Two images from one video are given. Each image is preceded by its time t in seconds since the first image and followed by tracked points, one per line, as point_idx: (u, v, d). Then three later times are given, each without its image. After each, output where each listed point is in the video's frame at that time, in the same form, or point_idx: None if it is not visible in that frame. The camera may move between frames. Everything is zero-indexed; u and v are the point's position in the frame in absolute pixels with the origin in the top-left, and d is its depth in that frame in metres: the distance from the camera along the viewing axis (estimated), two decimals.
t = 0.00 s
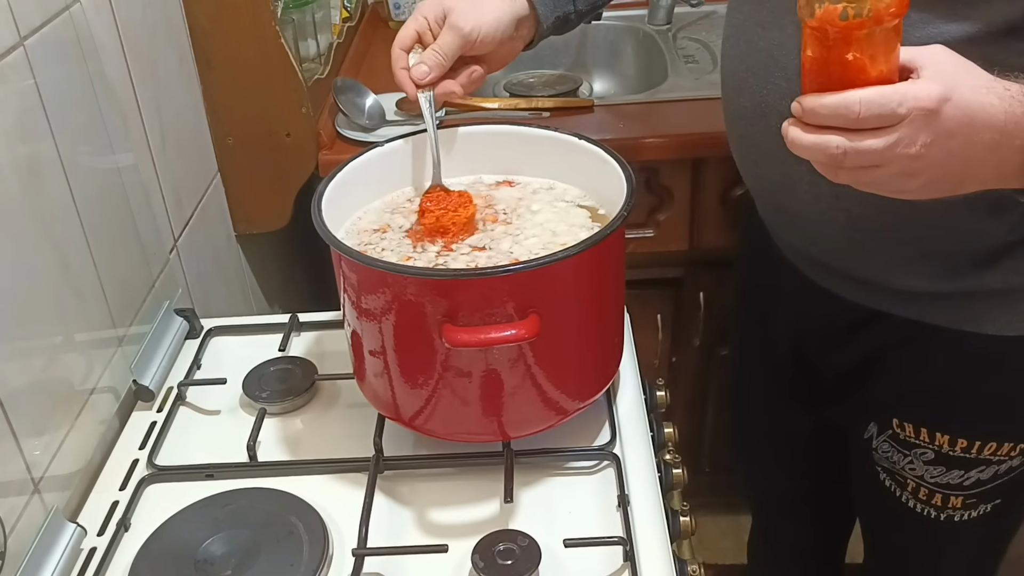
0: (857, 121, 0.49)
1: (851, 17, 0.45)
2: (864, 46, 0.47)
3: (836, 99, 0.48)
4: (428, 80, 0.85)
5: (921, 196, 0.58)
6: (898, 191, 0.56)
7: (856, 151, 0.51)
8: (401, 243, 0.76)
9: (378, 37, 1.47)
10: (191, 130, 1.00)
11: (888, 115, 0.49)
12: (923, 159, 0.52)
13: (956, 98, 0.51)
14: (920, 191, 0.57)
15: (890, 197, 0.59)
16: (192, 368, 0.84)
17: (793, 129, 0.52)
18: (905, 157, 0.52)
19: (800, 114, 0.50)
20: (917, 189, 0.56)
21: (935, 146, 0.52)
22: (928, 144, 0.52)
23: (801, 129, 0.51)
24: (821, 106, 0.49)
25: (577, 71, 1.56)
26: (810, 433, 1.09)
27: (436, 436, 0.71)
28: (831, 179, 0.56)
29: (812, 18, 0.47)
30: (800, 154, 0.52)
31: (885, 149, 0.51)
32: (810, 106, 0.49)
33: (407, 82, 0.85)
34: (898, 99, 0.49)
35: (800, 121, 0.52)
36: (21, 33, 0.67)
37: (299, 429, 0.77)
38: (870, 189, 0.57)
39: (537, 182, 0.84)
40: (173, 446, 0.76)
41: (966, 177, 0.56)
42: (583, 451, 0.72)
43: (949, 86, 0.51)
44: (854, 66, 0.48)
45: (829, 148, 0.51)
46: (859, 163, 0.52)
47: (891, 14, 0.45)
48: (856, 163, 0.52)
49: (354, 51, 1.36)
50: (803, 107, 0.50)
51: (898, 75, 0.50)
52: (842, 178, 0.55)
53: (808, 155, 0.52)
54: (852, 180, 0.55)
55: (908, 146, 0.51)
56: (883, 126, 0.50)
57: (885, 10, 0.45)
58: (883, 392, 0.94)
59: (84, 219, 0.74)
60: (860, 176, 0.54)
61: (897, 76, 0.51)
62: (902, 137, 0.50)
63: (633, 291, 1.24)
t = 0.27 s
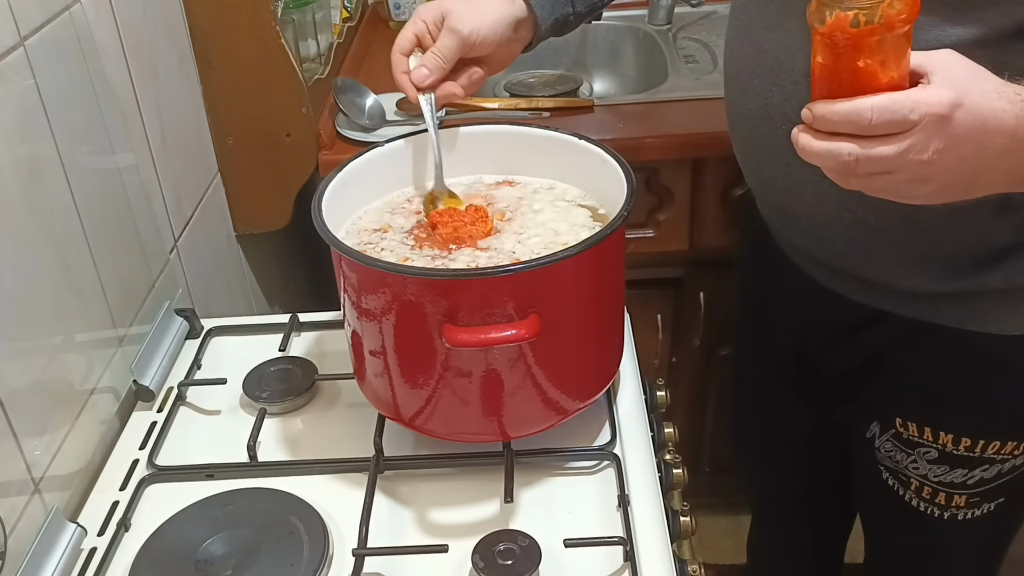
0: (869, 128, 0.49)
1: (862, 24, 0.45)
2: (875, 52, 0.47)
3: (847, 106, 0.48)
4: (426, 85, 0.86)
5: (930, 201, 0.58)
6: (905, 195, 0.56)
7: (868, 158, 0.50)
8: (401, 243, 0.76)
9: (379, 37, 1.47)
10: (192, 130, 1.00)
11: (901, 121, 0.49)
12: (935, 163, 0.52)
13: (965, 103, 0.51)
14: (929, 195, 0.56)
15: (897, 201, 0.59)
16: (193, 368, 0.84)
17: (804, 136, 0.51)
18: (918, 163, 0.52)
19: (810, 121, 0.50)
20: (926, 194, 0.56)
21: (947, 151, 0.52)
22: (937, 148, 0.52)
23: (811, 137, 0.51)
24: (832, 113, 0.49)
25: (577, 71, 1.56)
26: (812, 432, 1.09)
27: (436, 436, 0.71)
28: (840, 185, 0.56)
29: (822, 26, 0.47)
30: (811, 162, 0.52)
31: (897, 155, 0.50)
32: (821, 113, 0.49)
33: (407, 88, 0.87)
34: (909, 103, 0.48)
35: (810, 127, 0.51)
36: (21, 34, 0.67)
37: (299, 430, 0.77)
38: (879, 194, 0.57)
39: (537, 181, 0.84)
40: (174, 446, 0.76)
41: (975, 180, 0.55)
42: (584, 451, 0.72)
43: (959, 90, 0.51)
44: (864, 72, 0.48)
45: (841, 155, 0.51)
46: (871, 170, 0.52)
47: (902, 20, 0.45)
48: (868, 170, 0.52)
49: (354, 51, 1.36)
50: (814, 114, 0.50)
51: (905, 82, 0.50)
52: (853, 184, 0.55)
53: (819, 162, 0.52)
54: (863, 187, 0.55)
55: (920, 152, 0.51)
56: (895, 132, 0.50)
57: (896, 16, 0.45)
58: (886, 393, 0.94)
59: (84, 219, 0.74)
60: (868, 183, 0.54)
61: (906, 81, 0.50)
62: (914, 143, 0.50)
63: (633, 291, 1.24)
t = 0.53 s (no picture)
0: (873, 129, 0.49)
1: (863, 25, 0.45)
2: (878, 52, 0.47)
3: (851, 108, 0.48)
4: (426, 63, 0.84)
5: (937, 203, 0.58)
6: (911, 198, 0.56)
7: (872, 160, 0.50)
8: (401, 243, 0.76)
9: (379, 37, 1.47)
10: (191, 130, 1.00)
11: (905, 123, 0.49)
12: (940, 166, 0.52)
13: (971, 104, 0.51)
14: (935, 198, 0.56)
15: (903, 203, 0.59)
16: (193, 368, 0.84)
17: (807, 138, 0.51)
18: (923, 165, 0.52)
19: (814, 123, 0.50)
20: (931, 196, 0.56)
21: (952, 153, 0.52)
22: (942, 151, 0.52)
23: (815, 138, 0.51)
24: (836, 115, 0.49)
25: (577, 71, 1.56)
26: (812, 431, 1.09)
27: (436, 437, 0.71)
28: (845, 186, 0.56)
29: (825, 28, 0.47)
30: (815, 163, 0.53)
31: (902, 157, 0.50)
32: (825, 115, 0.49)
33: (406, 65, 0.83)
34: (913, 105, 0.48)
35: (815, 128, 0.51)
36: (22, 34, 0.67)
37: (299, 430, 0.77)
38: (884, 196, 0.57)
39: (537, 181, 0.84)
40: (174, 446, 0.76)
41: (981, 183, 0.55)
42: (585, 451, 0.72)
43: (964, 91, 0.51)
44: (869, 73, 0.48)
45: (845, 157, 0.51)
46: (876, 172, 0.52)
47: (906, 21, 0.45)
48: (873, 172, 0.52)
49: (354, 52, 1.36)
50: (818, 116, 0.50)
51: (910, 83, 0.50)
52: (858, 186, 0.55)
53: (824, 163, 0.52)
54: (867, 189, 0.55)
55: (925, 154, 0.51)
56: (899, 134, 0.50)
57: (900, 17, 0.45)
58: (887, 393, 0.94)
59: (84, 219, 0.74)
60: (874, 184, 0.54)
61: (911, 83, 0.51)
62: (919, 145, 0.50)
63: (633, 291, 1.24)
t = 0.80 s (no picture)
0: (874, 136, 0.49)
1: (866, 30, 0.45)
2: (881, 59, 0.47)
3: (853, 114, 0.48)
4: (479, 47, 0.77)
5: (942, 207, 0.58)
6: (915, 203, 0.56)
7: (874, 166, 0.51)
8: (402, 243, 0.76)
9: (379, 37, 1.47)
10: (191, 130, 1.00)
11: (907, 129, 0.49)
12: (942, 171, 0.52)
13: (973, 108, 0.51)
14: (939, 203, 0.57)
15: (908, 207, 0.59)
16: (193, 368, 0.84)
17: (809, 143, 0.52)
18: (925, 170, 0.52)
19: (816, 129, 0.51)
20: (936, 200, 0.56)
21: (953, 158, 0.52)
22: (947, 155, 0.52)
23: (817, 143, 0.51)
24: (838, 120, 0.49)
25: (577, 71, 1.56)
26: (812, 431, 1.09)
27: (437, 436, 0.71)
28: (847, 192, 0.56)
29: (829, 33, 0.47)
30: (816, 169, 0.53)
31: (904, 163, 0.51)
32: (827, 120, 0.49)
33: (466, 57, 0.77)
34: (917, 110, 0.49)
35: (816, 134, 0.51)
36: (22, 34, 0.67)
37: (300, 429, 0.77)
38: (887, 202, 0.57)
39: (538, 181, 0.84)
40: (174, 446, 0.76)
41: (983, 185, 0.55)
42: (585, 451, 0.72)
43: (966, 96, 0.51)
44: (871, 79, 0.48)
45: (846, 163, 0.51)
46: (878, 178, 0.52)
47: (909, 27, 0.45)
48: (874, 178, 0.52)
49: (355, 51, 1.36)
50: (819, 121, 0.50)
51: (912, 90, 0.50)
52: (860, 191, 0.55)
53: (825, 169, 0.52)
54: (869, 195, 0.55)
55: (927, 160, 0.51)
56: (901, 140, 0.50)
57: (902, 23, 0.45)
58: (888, 393, 0.94)
59: (85, 219, 0.74)
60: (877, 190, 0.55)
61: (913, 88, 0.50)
62: (921, 151, 0.50)
63: (634, 291, 1.24)
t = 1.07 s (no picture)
0: (885, 139, 0.49)
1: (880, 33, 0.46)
2: (892, 61, 0.47)
3: (864, 116, 0.48)
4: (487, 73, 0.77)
5: (947, 212, 0.58)
6: (922, 207, 0.57)
7: (883, 169, 0.50)
8: (401, 243, 0.76)
9: (379, 37, 1.47)
10: (191, 130, 1.00)
11: (917, 132, 0.49)
12: (950, 175, 0.52)
13: (981, 112, 0.51)
14: (946, 207, 0.57)
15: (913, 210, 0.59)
16: (193, 368, 0.84)
17: (818, 146, 0.51)
18: (933, 174, 0.52)
19: (824, 131, 0.50)
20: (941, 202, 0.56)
21: (962, 162, 0.52)
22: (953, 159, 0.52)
23: (824, 145, 0.51)
24: (847, 123, 0.49)
25: (577, 71, 1.56)
26: (812, 431, 1.09)
27: (437, 437, 0.71)
28: (853, 194, 0.56)
29: (841, 36, 0.47)
30: (824, 172, 0.52)
31: (913, 167, 0.50)
32: (835, 123, 0.49)
33: (474, 81, 0.76)
34: (926, 114, 0.48)
35: (823, 137, 0.51)
36: (22, 35, 0.67)
37: (300, 429, 0.77)
38: (894, 204, 0.57)
39: (537, 181, 0.84)
40: (175, 446, 0.76)
41: (988, 187, 0.55)
42: (585, 452, 0.72)
43: (976, 100, 0.51)
44: (881, 82, 0.48)
45: (855, 166, 0.50)
46: (886, 181, 0.52)
47: (920, 30, 0.46)
48: (882, 181, 0.51)
49: (354, 52, 1.36)
50: (827, 124, 0.50)
51: (920, 93, 0.50)
52: (866, 194, 0.55)
53: (833, 172, 0.51)
54: (877, 197, 0.55)
55: (936, 163, 0.51)
56: (910, 144, 0.50)
57: (913, 26, 0.45)
58: (890, 393, 0.94)
59: (85, 219, 0.74)
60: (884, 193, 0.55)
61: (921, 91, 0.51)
62: (930, 154, 0.50)
63: (633, 291, 1.24)
